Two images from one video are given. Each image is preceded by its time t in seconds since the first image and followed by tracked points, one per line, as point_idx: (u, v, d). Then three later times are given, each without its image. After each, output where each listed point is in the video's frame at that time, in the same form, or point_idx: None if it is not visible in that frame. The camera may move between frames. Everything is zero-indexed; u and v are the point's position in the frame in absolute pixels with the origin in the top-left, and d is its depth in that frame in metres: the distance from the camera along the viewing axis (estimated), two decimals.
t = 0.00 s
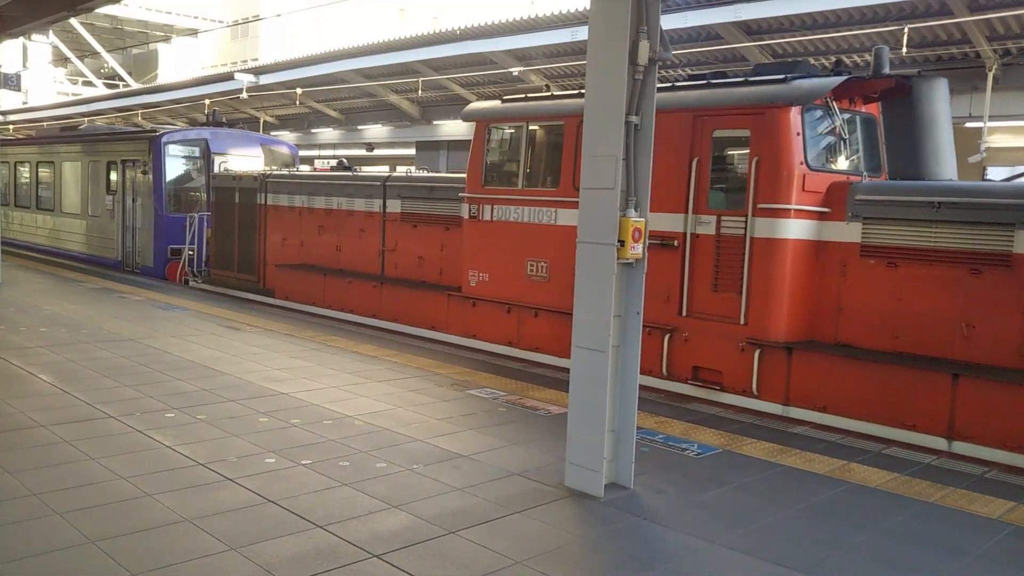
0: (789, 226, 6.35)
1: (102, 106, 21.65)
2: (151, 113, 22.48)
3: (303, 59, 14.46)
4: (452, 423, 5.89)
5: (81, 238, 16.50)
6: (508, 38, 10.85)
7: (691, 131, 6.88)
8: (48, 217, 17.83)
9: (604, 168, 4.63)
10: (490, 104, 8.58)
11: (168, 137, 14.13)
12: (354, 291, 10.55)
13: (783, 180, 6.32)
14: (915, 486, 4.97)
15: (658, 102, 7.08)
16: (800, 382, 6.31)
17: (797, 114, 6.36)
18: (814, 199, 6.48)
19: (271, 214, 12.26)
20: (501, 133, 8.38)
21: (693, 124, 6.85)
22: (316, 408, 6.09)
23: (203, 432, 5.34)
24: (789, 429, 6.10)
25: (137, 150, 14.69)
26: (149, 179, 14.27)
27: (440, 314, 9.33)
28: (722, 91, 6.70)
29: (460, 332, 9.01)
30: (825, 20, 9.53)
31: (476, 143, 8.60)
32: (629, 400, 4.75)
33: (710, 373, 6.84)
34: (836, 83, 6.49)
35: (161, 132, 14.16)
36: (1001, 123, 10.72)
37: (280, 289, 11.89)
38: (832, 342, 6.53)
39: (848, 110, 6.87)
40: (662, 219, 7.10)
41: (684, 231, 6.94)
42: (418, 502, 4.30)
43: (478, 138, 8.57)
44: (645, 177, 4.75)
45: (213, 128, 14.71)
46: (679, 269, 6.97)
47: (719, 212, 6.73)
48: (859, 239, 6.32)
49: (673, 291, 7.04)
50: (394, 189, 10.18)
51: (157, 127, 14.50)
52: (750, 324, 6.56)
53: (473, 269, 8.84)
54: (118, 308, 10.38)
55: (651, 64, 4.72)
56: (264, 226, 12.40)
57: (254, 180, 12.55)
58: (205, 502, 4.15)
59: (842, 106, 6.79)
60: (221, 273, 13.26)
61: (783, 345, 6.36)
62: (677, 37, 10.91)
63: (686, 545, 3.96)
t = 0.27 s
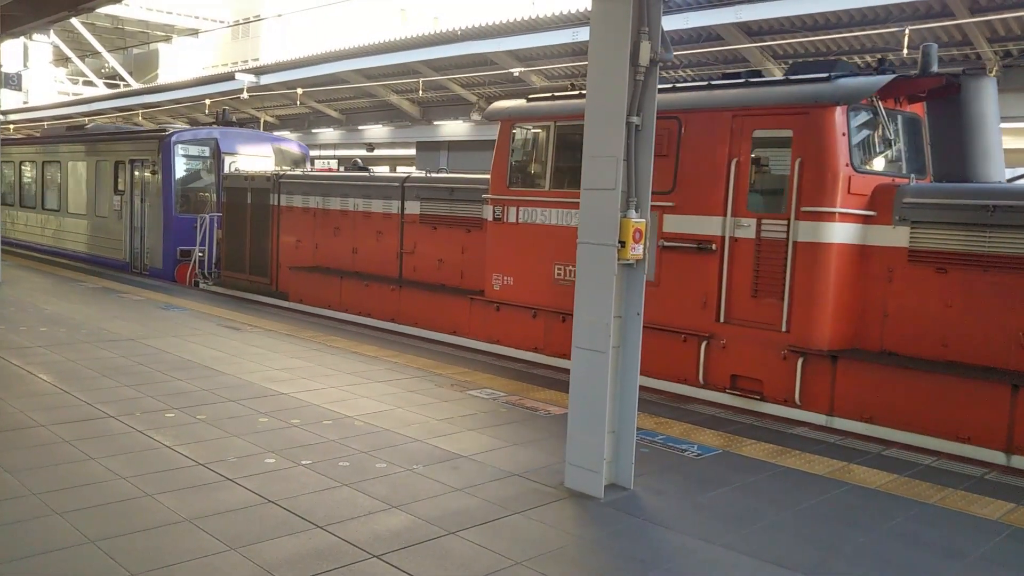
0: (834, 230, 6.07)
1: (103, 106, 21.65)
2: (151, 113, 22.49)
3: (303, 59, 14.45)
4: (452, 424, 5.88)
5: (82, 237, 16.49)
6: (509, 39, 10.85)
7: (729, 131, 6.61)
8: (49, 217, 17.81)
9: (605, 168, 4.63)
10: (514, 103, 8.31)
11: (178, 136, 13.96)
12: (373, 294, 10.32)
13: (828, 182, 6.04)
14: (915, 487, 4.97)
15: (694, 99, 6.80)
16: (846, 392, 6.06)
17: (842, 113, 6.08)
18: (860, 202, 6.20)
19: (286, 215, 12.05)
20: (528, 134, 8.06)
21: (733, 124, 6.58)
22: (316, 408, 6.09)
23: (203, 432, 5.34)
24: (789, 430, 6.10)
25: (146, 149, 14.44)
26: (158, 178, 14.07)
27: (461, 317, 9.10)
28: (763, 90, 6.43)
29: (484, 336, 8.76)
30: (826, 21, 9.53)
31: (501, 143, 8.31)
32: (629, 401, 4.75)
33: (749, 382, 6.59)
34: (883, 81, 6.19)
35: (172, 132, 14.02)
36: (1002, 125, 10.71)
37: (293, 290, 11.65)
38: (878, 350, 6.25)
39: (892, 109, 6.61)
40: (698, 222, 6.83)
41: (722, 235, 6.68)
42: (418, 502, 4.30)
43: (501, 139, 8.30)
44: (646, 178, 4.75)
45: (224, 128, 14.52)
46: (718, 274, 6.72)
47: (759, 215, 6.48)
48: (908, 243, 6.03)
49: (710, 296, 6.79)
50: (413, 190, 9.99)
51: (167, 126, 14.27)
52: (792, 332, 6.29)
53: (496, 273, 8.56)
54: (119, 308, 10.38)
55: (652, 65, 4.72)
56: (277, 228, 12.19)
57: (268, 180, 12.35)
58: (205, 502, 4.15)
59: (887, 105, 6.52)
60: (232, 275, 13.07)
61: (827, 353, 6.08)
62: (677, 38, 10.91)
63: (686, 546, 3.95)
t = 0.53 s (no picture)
0: (881, 236, 5.85)
1: (101, 108, 21.64)
2: (150, 115, 22.48)
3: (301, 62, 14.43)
4: (449, 426, 5.88)
5: (81, 240, 16.47)
6: (507, 42, 10.86)
7: (768, 133, 6.41)
8: (48, 219, 17.79)
9: (603, 171, 4.63)
10: (538, 104, 8.06)
11: (186, 138, 13.63)
12: (388, 300, 10.06)
13: (875, 185, 5.83)
14: (913, 489, 4.97)
15: (732, 100, 6.59)
16: (892, 403, 5.82)
17: (888, 114, 5.87)
18: (907, 207, 5.98)
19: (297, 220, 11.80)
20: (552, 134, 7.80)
21: (771, 125, 6.38)
22: (313, 410, 6.09)
23: (201, 434, 5.33)
24: (787, 433, 6.10)
25: (152, 152, 14.18)
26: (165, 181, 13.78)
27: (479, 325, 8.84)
28: (803, 90, 6.23)
29: (505, 344, 8.48)
30: (823, 24, 9.54)
31: (524, 145, 8.05)
32: (626, 403, 4.75)
33: (788, 393, 6.36)
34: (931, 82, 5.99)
35: (179, 133, 13.70)
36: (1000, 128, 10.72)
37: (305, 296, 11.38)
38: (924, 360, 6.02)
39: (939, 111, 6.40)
40: (735, 227, 6.62)
41: (761, 241, 6.47)
42: (415, 505, 4.30)
43: (525, 140, 8.03)
44: (643, 181, 4.75)
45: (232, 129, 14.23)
46: (756, 280, 6.50)
47: (801, 220, 6.26)
48: (957, 249, 5.81)
49: (748, 303, 6.56)
50: (431, 194, 9.78)
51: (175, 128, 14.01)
52: (836, 341, 6.07)
53: (518, 278, 8.30)
54: (116, 310, 10.37)
55: (649, 67, 4.73)
56: (288, 231, 11.93)
57: (279, 183, 12.10)
58: (202, 504, 4.14)
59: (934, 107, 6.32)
60: (242, 279, 12.83)
61: (874, 363, 5.85)
62: (675, 41, 10.92)
63: (684, 548, 3.95)
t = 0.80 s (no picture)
0: (932, 238, 5.64)
1: (98, 109, 21.59)
2: (147, 116, 22.44)
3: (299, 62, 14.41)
4: (447, 426, 5.88)
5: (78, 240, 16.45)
6: (505, 42, 10.85)
7: (810, 131, 6.20)
8: (45, 219, 17.75)
9: (601, 170, 4.63)
10: (563, 101, 7.83)
11: (194, 138, 13.23)
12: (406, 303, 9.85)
13: (926, 186, 5.62)
14: (911, 489, 4.98)
15: (772, 98, 6.37)
16: (942, 413, 5.59)
17: (939, 111, 5.66)
18: (959, 208, 5.76)
19: (309, 221, 11.51)
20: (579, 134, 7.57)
21: (813, 124, 6.17)
22: (312, 411, 6.08)
23: (199, 434, 5.33)
24: (785, 432, 6.11)
25: (160, 152, 13.85)
26: (174, 181, 13.41)
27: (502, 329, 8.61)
28: (847, 88, 6.02)
29: (531, 350, 8.24)
30: (821, 24, 9.53)
31: (550, 146, 7.82)
32: (625, 403, 4.76)
33: (831, 401, 6.15)
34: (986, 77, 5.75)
35: (188, 133, 13.30)
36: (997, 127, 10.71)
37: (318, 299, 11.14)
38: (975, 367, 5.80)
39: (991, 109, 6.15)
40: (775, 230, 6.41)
41: (803, 243, 6.26)
42: (414, 505, 4.30)
43: (552, 140, 7.80)
44: (642, 181, 4.76)
45: (242, 128, 13.83)
46: (798, 284, 6.29)
47: (846, 222, 6.06)
48: (1013, 252, 5.59)
49: (790, 308, 6.34)
50: (450, 195, 9.55)
51: (182, 128, 13.68)
52: (884, 348, 5.85)
53: (544, 282, 8.09)
54: (114, 311, 10.35)
55: (647, 67, 4.73)
56: (301, 233, 11.67)
57: (290, 184, 11.79)
58: (201, 505, 4.14)
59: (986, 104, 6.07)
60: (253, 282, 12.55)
61: (925, 370, 5.62)
62: (673, 41, 10.91)
63: (683, 548, 3.95)
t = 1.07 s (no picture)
0: (990, 243, 5.38)
1: (97, 108, 21.57)
2: (146, 115, 22.42)
3: (298, 61, 14.39)
4: (446, 426, 5.89)
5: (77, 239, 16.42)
6: (504, 42, 10.84)
7: (857, 130, 5.92)
8: (44, 219, 17.72)
9: (600, 171, 4.63)
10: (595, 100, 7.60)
11: (205, 136, 13.08)
12: (428, 307, 9.43)
13: (983, 189, 5.37)
14: (909, 489, 4.98)
15: (818, 95, 6.07)
16: (1001, 426, 5.33)
17: (997, 110, 5.39)
18: (1017, 210, 5.51)
19: (323, 222, 10.98)
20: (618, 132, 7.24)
21: (861, 123, 5.89)
22: (310, 410, 6.09)
23: (198, 434, 5.33)
24: (784, 433, 6.11)
25: (170, 151, 13.59)
26: (184, 181, 13.23)
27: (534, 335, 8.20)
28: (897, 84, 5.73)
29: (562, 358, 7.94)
30: (820, 25, 9.53)
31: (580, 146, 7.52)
32: (623, 403, 4.77)
33: (880, 412, 5.89)
34: None
35: (198, 132, 13.16)
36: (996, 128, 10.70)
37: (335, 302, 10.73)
38: None
39: None
40: (820, 233, 6.14)
41: (850, 248, 5.99)
42: (413, 504, 4.31)
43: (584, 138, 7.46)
44: (641, 181, 4.77)
45: (251, 126, 13.56)
46: (844, 290, 6.01)
47: (896, 225, 5.78)
48: None
49: (835, 315, 6.07)
50: (471, 197, 9.03)
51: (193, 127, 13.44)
52: (938, 359, 5.58)
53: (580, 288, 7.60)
54: (113, 310, 10.34)
55: (646, 68, 4.74)
56: (314, 234, 11.11)
57: (302, 183, 11.22)
58: (199, 504, 4.14)
59: None
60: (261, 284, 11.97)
61: (982, 382, 5.37)
62: (672, 41, 10.91)
63: (681, 548, 3.96)
